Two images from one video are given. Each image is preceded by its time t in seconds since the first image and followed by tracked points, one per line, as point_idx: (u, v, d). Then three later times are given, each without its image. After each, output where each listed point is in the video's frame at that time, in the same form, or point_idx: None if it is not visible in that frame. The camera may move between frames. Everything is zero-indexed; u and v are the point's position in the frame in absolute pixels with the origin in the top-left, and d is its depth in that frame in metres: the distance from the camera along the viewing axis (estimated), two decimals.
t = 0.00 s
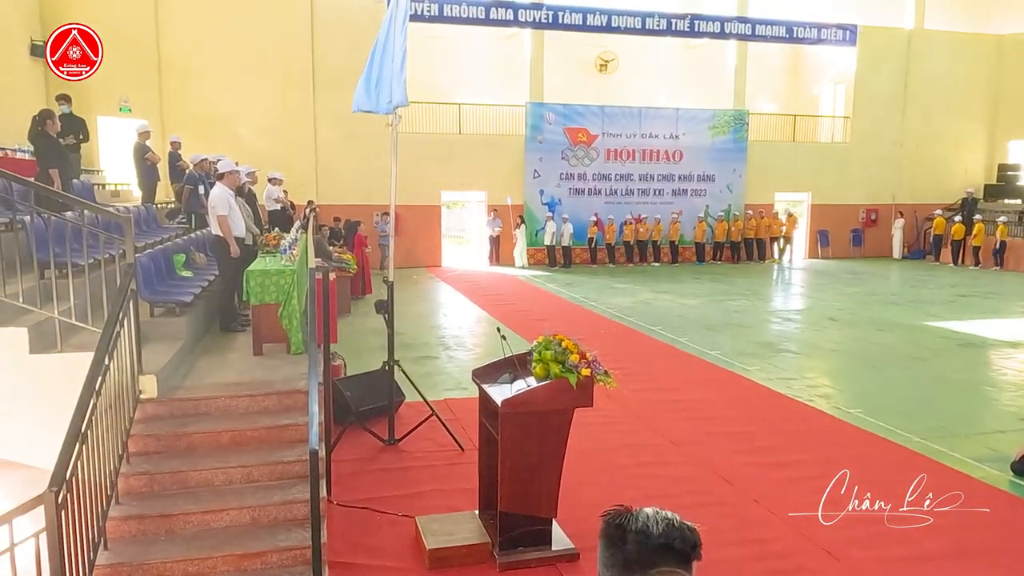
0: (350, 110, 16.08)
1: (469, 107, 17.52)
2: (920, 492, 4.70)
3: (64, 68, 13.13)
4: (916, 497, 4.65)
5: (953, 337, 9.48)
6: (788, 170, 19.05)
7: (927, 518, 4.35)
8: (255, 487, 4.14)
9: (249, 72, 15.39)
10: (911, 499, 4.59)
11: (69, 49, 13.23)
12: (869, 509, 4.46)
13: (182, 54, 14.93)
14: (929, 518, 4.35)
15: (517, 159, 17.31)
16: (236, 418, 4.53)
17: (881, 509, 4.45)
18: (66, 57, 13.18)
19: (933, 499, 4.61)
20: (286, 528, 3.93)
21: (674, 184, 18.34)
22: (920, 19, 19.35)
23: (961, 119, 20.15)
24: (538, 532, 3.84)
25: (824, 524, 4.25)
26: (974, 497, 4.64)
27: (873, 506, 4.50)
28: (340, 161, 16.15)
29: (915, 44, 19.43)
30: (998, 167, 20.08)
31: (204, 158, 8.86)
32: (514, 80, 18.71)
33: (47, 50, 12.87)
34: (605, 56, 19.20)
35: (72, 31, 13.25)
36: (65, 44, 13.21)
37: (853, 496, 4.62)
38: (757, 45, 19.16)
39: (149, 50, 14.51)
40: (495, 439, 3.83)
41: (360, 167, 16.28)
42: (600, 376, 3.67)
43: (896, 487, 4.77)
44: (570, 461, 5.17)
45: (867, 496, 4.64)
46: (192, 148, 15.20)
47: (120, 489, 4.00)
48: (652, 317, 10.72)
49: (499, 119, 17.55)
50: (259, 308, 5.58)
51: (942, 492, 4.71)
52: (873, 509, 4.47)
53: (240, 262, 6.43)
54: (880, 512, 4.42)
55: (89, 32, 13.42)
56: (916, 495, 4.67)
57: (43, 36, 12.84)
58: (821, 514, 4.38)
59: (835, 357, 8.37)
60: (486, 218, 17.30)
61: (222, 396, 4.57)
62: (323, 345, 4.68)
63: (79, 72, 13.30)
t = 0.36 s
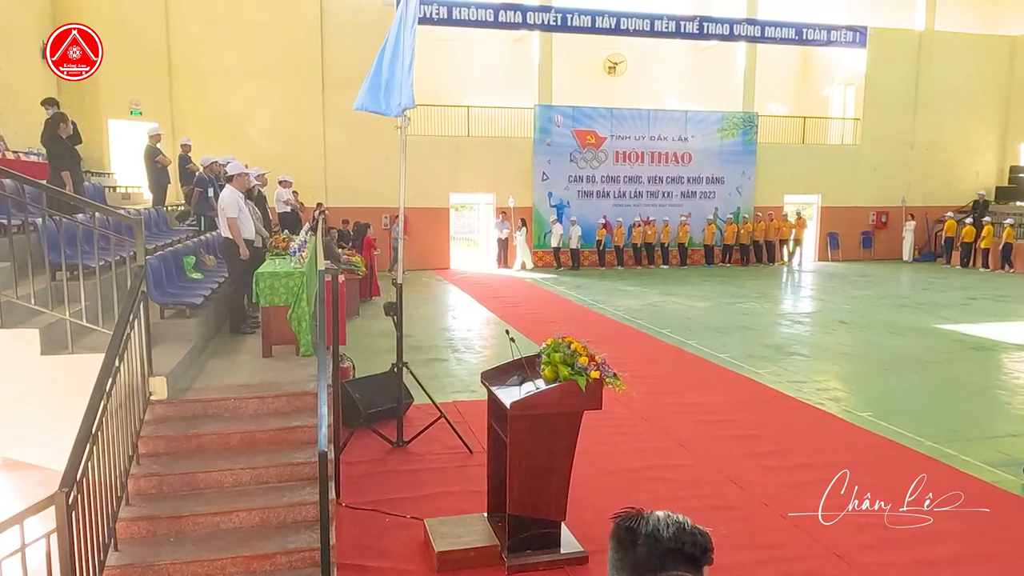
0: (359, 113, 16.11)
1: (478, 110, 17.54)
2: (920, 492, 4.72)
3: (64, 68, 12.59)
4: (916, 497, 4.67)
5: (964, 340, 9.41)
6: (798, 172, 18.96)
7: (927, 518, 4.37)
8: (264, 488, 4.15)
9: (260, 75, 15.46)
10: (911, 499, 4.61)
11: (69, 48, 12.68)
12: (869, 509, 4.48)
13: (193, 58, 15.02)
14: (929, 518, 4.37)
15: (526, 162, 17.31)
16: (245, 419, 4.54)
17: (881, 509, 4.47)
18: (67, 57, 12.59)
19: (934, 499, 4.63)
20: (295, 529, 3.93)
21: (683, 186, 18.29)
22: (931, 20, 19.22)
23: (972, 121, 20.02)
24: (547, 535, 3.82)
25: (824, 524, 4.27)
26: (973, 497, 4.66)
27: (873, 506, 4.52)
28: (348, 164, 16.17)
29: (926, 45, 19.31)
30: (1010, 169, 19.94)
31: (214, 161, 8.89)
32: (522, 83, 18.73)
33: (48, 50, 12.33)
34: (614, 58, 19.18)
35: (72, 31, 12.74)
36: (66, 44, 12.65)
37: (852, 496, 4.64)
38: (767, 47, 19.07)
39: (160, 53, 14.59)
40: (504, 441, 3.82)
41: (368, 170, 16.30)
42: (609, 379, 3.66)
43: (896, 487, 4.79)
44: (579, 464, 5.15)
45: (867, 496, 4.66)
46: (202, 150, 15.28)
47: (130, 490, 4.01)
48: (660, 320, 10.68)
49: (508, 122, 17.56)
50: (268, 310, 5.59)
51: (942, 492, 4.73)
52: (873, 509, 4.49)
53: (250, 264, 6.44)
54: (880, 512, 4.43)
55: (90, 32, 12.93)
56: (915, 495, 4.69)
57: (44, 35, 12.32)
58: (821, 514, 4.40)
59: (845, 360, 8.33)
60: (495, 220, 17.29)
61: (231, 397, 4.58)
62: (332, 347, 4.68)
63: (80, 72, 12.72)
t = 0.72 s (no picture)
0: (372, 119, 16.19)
1: (489, 115, 17.58)
2: (921, 493, 4.77)
3: (64, 68, 12.74)
4: (916, 497, 4.72)
5: (979, 346, 9.32)
6: (810, 177, 18.88)
7: (927, 518, 4.41)
8: (276, 492, 4.16)
9: (273, 80, 15.56)
10: (911, 499, 4.66)
11: (70, 49, 12.80)
12: (869, 509, 4.53)
13: (206, 63, 15.13)
14: (929, 518, 4.41)
15: (537, 167, 17.33)
16: (257, 423, 4.55)
17: (881, 509, 4.52)
18: (66, 56, 12.73)
19: (933, 498, 4.69)
20: (307, 533, 3.93)
21: (695, 191, 18.24)
22: (945, 23, 19.08)
23: (986, 125, 19.86)
24: (558, 541, 3.80)
25: (824, 524, 4.31)
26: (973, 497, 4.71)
27: (873, 506, 4.56)
28: (360, 168, 16.24)
29: (940, 49, 19.18)
30: None
31: (227, 166, 8.94)
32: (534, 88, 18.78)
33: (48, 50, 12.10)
34: (625, 63, 19.19)
35: (72, 31, 12.95)
36: (66, 44, 12.81)
37: (852, 495, 4.70)
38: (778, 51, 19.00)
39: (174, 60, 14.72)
40: (516, 446, 3.81)
41: (380, 174, 16.37)
42: (621, 384, 3.64)
43: (896, 487, 4.84)
44: (590, 469, 5.14)
45: (867, 495, 4.72)
46: (216, 155, 15.39)
47: (142, 493, 4.03)
48: (672, 325, 10.64)
49: (519, 127, 17.61)
50: (280, 314, 5.60)
51: (942, 492, 4.78)
52: (873, 509, 4.53)
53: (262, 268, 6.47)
54: (880, 511, 4.48)
55: (89, 32, 13.18)
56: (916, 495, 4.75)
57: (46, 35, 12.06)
58: (821, 514, 4.44)
59: (859, 366, 8.26)
60: (506, 225, 17.32)
61: (243, 401, 4.60)
62: (344, 351, 4.70)
63: (78, 72, 12.98)
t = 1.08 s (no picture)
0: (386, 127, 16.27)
1: (503, 122, 17.64)
2: (920, 493, 4.86)
3: (65, 68, 12.09)
4: (917, 497, 4.81)
5: (999, 354, 9.21)
6: (825, 183, 18.76)
7: (927, 518, 4.50)
8: (290, 499, 4.17)
9: (289, 89, 15.70)
10: (911, 500, 4.75)
11: (67, 48, 12.23)
12: (869, 508, 4.62)
13: (224, 72, 15.30)
14: (929, 518, 4.50)
15: (551, 174, 17.34)
16: (272, 429, 4.57)
17: (880, 509, 4.60)
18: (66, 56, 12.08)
19: (932, 498, 4.79)
20: (321, 540, 3.94)
21: (709, 198, 18.18)
22: (963, 28, 18.94)
23: (1005, 131, 19.67)
24: (572, 550, 3.76)
25: (823, 523, 4.39)
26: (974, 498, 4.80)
27: (873, 506, 4.65)
28: (374, 175, 16.32)
29: (958, 55, 19.04)
30: None
31: (243, 174, 9.01)
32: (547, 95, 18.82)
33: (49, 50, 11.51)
34: (639, 70, 19.20)
35: (72, 31, 12.26)
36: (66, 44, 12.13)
37: (851, 495, 4.80)
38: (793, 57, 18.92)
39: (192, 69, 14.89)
40: (530, 454, 3.80)
41: (394, 181, 16.44)
42: (636, 393, 3.62)
43: (896, 488, 4.93)
44: (604, 477, 5.12)
45: (866, 495, 4.81)
46: (232, 162, 15.55)
47: (158, 498, 4.06)
48: (687, 332, 10.59)
49: (534, 134, 17.65)
50: (295, 320, 5.63)
51: (942, 492, 4.88)
52: (873, 509, 4.62)
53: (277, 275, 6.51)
54: (880, 511, 4.57)
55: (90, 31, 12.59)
56: (916, 495, 4.84)
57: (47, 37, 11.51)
58: (821, 514, 4.53)
59: (875, 374, 8.18)
60: (520, 232, 17.34)
61: (258, 407, 4.62)
62: (358, 358, 4.71)
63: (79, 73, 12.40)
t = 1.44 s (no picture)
0: (400, 137, 16.37)
1: (516, 133, 17.70)
2: (922, 494, 5.00)
3: (63, 69, 11.67)
4: (917, 498, 4.95)
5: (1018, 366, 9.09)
6: (840, 193, 18.65)
7: (928, 518, 4.62)
8: (304, 508, 4.18)
9: (303, 100, 15.84)
10: (912, 500, 4.89)
11: (68, 48, 11.83)
12: (869, 508, 4.75)
13: (240, 84, 15.47)
14: (929, 518, 4.64)
15: (564, 184, 17.36)
16: (286, 439, 4.59)
17: (881, 509, 4.74)
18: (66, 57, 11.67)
19: (934, 498, 4.92)
20: (335, 550, 3.94)
21: (723, 208, 18.13)
22: (978, 37, 18.83)
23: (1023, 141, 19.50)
24: (586, 562, 3.71)
25: (824, 524, 4.52)
26: (973, 498, 4.95)
27: (874, 506, 4.79)
28: (389, 186, 16.41)
29: (974, 64, 18.91)
30: None
31: (259, 185, 9.08)
32: (561, 106, 18.87)
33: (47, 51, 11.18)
34: (652, 81, 19.22)
35: (71, 30, 11.80)
36: (64, 44, 11.71)
37: (853, 495, 4.94)
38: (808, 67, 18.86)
39: (209, 81, 15.05)
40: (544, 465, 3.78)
41: (408, 192, 16.51)
42: (650, 404, 3.61)
43: (897, 489, 5.07)
44: (618, 488, 5.09)
45: (868, 495, 4.95)
46: (248, 173, 15.70)
47: (173, 507, 4.08)
48: (701, 343, 10.54)
49: (547, 144, 17.71)
50: (310, 330, 5.66)
51: (942, 492, 5.04)
52: (874, 509, 4.76)
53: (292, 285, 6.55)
54: (880, 511, 4.71)
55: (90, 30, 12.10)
56: (916, 495, 4.98)
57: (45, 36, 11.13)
58: (822, 514, 4.66)
59: (892, 385, 8.10)
60: (533, 242, 17.36)
61: (273, 417, 4.64)
62: (372, 368, 4.72)
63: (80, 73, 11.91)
